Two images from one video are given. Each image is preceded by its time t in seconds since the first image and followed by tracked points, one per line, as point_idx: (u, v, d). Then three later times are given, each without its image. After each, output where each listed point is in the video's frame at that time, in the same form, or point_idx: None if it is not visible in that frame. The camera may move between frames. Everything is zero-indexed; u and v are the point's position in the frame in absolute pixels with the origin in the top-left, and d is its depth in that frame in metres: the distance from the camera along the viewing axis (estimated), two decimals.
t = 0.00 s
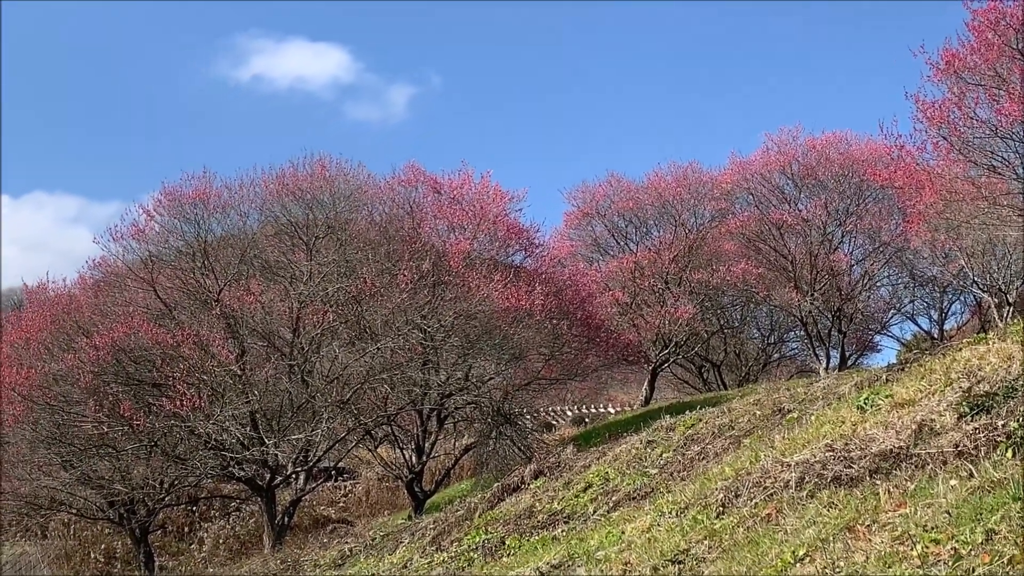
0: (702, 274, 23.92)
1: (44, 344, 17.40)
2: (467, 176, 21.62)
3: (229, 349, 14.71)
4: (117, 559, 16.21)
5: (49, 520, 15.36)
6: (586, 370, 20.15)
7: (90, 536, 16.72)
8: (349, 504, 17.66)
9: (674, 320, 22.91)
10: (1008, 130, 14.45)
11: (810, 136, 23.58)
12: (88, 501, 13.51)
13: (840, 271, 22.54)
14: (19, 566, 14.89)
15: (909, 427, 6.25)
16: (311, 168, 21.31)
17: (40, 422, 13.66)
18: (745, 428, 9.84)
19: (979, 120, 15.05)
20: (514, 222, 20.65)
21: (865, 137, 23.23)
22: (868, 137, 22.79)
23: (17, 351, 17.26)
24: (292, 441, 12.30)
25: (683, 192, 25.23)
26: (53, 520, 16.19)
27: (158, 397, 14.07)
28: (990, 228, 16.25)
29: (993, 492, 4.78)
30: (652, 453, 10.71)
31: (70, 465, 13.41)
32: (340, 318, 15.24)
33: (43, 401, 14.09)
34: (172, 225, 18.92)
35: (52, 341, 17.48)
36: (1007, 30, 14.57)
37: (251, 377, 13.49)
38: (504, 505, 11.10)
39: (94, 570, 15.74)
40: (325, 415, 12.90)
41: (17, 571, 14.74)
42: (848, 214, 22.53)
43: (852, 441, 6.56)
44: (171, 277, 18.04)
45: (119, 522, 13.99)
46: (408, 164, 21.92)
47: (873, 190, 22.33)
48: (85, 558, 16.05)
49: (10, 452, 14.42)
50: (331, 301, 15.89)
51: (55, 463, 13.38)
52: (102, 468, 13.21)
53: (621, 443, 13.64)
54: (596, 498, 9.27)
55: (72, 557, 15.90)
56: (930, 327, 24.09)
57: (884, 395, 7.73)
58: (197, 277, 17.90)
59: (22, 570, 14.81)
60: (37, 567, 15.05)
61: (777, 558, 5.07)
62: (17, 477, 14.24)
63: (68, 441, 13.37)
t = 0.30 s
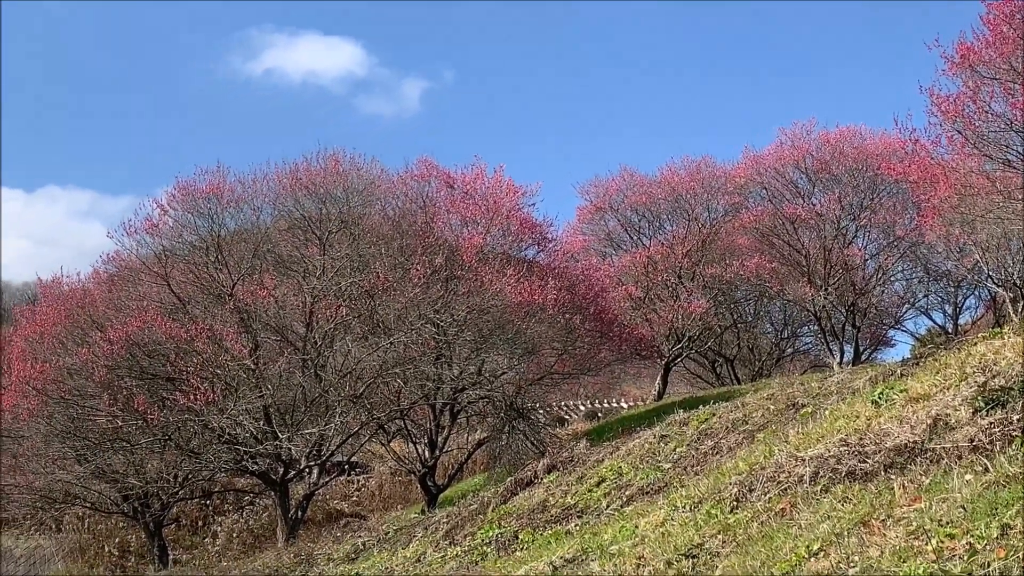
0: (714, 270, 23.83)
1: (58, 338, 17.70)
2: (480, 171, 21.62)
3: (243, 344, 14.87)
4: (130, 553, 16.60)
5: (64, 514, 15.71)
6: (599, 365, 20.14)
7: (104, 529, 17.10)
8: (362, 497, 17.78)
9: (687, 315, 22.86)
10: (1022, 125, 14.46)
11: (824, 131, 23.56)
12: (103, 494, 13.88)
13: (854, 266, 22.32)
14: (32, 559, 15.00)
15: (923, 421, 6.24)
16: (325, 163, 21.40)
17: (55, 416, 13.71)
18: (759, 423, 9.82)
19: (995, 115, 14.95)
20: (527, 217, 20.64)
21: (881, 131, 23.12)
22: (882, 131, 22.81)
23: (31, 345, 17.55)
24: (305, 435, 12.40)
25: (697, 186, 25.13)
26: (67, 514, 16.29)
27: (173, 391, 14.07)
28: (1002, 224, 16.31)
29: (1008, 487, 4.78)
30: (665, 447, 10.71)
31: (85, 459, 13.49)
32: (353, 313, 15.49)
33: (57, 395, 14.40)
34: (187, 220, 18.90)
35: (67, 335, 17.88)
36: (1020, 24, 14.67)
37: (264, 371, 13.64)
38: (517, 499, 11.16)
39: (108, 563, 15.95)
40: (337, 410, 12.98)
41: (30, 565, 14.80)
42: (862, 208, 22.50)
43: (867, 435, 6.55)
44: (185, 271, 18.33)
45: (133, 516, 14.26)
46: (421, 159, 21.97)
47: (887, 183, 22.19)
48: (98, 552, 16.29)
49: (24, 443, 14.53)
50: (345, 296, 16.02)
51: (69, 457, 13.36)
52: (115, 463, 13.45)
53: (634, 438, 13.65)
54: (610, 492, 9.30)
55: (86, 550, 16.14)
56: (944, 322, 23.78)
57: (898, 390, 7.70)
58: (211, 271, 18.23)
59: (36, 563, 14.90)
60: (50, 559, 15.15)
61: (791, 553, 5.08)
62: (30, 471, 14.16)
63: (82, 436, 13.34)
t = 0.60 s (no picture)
0: (727, 263, 23.63)
1: (73, 333, 18.15)
2: (492, 166, 21.64)
3: (257, 340, 14.99)
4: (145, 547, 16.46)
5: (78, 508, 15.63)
6: (611, 360, 20.16)
7: (118, 524, 16.98)
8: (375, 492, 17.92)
9: (700, 310, 22.80)
10: None
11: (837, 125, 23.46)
12: (116, 489, 13.80)
13: (867, 260, 22.37)
14: (47, 553, 16.41)
15: (937, 416, 6.22)
16: (337, 157, 21.50)
17: (69, 411, 14.10)
18: (772, 417, 9.81)
19: (1009, 109, 14.99)
20: (539, 211, 20.65)
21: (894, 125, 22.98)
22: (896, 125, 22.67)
23: (48, 340, 18.23)
24: (318, 430, 12.50)
25: (709, 180, 25.07)
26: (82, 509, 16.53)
27: (186, 385, 14.21)
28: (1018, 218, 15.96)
29: None
30: (678, 442, 10.71)
31: (98, 453, 13.53)
32: (367, 308, 15.38)
33: (72, 389, 14.89)
34: (200, 214, 19.17)
35: (81, 330, 18.12)
36: None
37: (278, 365, 13.76)
38: (530, 494, 11.19)
39: (121, 558, 15.76)
40: (350, 404, 13.07)
41: (46, 558, 16.24)
42: (875, 203, 22.45)
43: (881, 430, 6.54)
44: (198, 266, 18.27)
45: (147, 509, 14.28)
46: (434, 153, 22.02)
47: (901, 178, 22.24)
48: (112, 546, 16.22)
49: (38, 438, 14.95)
50: (358, 290, 16.01)
51: (84, 450, 13.55)
52: (129, 456, 13.34)
53: (646, 432, 13.66)
54: (622, 487, 9.32)
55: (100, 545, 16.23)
56: (957, 317, 23.62)
57: (912, 384, 7.67)
58: (224, 267, 18.11)
59: (50, 556, 16.26)
60: (63, 552, 16.33)
61: (805, 547, 5.09)
62: (47, 465, 14.52)
63: (97, 430, 13.65)
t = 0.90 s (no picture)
0: (740, 258, 23.55)
1: (86, 328, 18.41)
2: (505, 161, 21.65)
3: (270, 334, 15.36)
4: (158, 542, 16.66)
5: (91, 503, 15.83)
6: (624, 356, 20.16)
7: (132, 519, 17.25)
8: (387, 488, 18.04)
9: (712, 305, 22.73)
10: None
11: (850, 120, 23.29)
12: (130, 483, 14.09)
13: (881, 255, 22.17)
14: (61, 549, 16.77)
15: (951, 411, 6.19)
16: (350, 152, 21.55)
17: (83, 407, 14.09)
18: (785, 413, 9.79)
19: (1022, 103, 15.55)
20: (551, 207, 20.66)
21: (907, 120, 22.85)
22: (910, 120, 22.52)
23: (61, 335, 18.51)
24: (331, 425, 12.59)
25: (721, 175, 24.96)
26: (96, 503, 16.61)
27: (199, 380, 14.28)
28: None
29: None
30: (691, 437, 10.71)
31: (112, 449, 13.85)
32: (378, 303, 15.62)
33: (86, 384, 14.96)
34: (212, 210, 19.38)
35: (94, 326, 18.40)
36: None
37: (291, 361, 13.79)
38: (543, 489, 11.22)
39: (135, 552, 16.04)
40: (363, 400, 13.14)
41: (60, 553, 16.60)
42: (889, 198, 22.25)
43: (894, 425, 6.52)
44: (211, 261, 18.63)
45: (160, 505, 14.54)
46: (446, 149, 22.05)
47: (914, 172, 21.93)
48: (126, 541, 16.59)
49: (52, 435, 14.98)
50: (370, 286, 16.04)
51: (97, 446, 13.72)
52: (142, 452, 13.65)
53: (659, 428, 13.65)
54: (635, 482, 9.34)
55: (113, 540, 16.70)
56: (971, 312, 23.28)
57: (926, 379, 7.64)
58: (236, 262, 18.44)
59: (64, 551, 16.64)
60: (77, 547, 16.80)
61: (818, 542, 5.09)
62: (60, 460, 14.58)
63: (110, 425, 13.76)
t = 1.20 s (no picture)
0: (755, 254, 23.46)
1: (101, 324, 18.47)
2: (519, 157, 21.67)
3: (286, 329, 15.44)
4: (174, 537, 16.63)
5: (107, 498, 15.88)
6: (638, 352, 20.14)
7: (147, 513, 17.07)
8: (401, 483, 18.17)
9: (727, 301, 22.67)
10: None
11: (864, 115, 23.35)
12: (146, 479, 14.20)
13: (896, 251, 22.07)
14: (77, 543, 17.11)
15: (967, 407, 6.17)
16: (364, 149, 21.69)
17: (98, 402, 14.40)
18: (800, 409, 9.77)
19: None
20: (566, 202, 20.70)
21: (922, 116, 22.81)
22: (924, 115, 22.47)
23: (77, 331, 18.69)
24: (346, 421, 12.77)
25: (736, 171, 24.94)
26: (111, 499, 16.49)
27: (215, 376, 14.36)
28: None
29: None
30: (706, 433, 10.71)
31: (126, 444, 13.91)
32: (392, 298, 15.64)
33: (103, 380, 14.99)
34: (228, 206, 19.54)
35: (109, 322, 18.43)
36: None
37: (306, 357, 13.78)
38: (557, 485, 11.25)
39: (150, 548, 16.21)
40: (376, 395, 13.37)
41: (76, 548, 16.95)
42: (904, 193, 22.11)
43: (910, 421, 6.50)
44: (225, 258, 18.61)
45: (176, 500, 14.74)
46: (460, 145, 22.11)
47: (930, 168, 21.84)
48: (141, 537, 16.63)
49: (67, 429, 15.33)
50: (384, 282, 16.13)
51: (114, 441, 13.90)
52: (158, 447, 13.73)
53: (674, 423, 13.65)
54: (650, 478, 9.36)
55: (129, 536, 16.59)
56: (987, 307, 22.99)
57: (942, 374, 7.62)
58: (252, 259, 18.50)
59: (81, 546, 16.96)
60: (93, 542, 17.01)
61: (834, 538, 5.10)
62: (76, 455, 14.79)
63: (126, 421, 13.93)
